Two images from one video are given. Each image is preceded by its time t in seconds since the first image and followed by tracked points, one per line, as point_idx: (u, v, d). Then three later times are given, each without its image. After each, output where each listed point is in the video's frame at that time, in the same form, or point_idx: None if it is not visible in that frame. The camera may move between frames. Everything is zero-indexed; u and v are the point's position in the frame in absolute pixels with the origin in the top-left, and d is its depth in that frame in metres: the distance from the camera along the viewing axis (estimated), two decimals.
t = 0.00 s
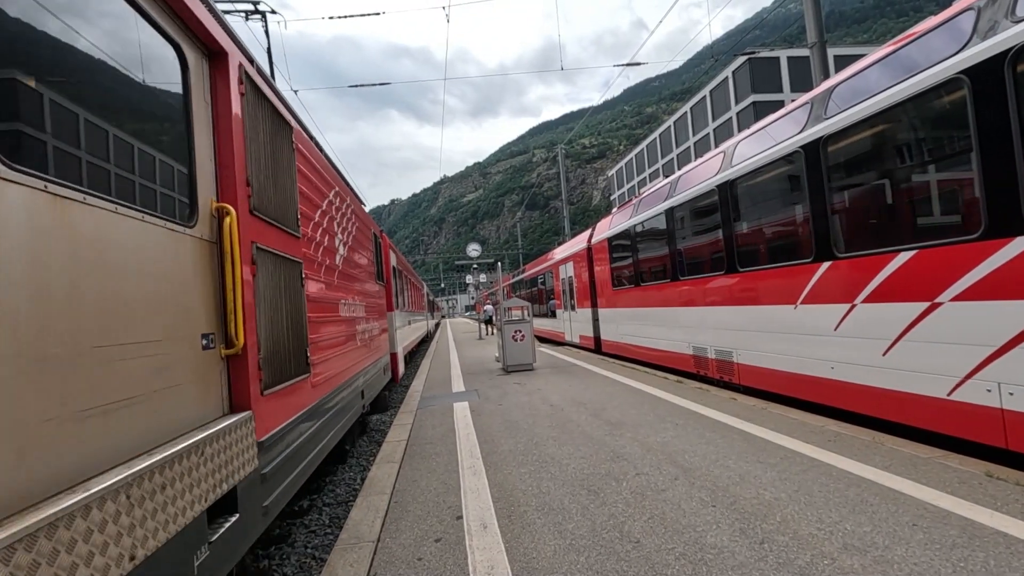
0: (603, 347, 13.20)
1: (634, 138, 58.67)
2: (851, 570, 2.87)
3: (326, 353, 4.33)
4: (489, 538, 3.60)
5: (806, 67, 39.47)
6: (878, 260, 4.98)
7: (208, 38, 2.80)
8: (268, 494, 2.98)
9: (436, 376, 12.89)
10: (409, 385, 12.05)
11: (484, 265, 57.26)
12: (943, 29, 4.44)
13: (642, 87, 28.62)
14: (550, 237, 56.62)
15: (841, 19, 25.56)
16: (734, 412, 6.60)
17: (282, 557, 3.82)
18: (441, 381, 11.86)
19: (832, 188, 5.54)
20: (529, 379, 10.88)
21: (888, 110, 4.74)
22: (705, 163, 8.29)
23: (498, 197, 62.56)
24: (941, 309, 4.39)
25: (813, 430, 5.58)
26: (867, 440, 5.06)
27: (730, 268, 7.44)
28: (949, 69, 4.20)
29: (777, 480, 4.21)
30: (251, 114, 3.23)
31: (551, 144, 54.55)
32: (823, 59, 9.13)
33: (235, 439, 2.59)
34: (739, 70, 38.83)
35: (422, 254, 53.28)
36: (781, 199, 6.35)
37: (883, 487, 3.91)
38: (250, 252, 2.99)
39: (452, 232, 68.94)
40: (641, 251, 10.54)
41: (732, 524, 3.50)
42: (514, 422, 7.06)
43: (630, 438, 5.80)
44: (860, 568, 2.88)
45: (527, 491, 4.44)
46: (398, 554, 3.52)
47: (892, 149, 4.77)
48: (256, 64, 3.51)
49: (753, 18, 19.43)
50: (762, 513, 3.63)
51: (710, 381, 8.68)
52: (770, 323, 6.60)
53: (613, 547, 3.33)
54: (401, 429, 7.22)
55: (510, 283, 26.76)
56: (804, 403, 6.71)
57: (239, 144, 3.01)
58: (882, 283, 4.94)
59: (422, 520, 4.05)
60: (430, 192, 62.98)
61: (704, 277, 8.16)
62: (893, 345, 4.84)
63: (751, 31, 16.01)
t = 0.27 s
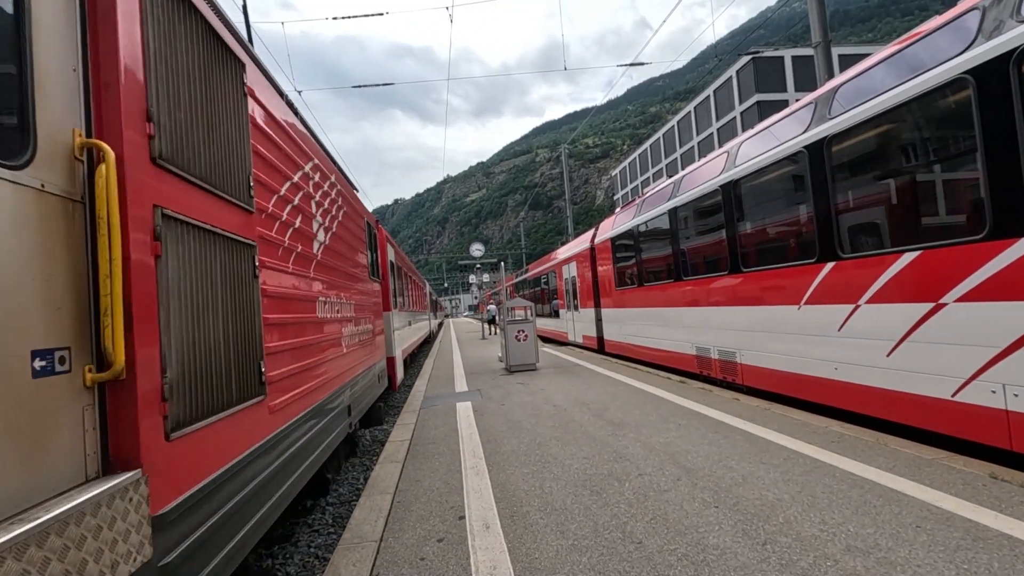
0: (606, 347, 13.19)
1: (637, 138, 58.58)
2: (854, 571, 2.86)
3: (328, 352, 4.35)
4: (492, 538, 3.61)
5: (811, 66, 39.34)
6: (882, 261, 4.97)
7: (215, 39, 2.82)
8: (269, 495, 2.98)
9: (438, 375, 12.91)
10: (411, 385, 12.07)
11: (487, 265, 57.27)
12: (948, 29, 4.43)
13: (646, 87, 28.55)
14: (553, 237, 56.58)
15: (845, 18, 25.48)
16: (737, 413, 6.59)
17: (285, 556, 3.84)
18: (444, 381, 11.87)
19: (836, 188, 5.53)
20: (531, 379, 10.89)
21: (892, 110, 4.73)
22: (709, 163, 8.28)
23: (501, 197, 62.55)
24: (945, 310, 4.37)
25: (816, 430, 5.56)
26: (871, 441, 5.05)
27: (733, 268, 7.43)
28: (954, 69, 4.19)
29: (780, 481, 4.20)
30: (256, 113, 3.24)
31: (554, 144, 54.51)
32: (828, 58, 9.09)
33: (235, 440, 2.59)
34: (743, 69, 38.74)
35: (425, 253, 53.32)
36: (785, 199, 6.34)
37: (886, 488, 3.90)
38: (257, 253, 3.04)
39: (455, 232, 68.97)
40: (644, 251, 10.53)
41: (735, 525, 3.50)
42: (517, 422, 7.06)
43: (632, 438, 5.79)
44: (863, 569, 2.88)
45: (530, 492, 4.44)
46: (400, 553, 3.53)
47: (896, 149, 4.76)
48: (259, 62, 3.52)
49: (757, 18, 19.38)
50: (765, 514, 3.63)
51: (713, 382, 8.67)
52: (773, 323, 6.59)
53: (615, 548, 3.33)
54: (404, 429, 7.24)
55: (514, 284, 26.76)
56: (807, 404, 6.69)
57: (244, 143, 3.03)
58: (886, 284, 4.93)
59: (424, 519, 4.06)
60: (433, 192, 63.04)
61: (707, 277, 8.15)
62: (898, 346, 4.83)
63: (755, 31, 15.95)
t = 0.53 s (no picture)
0: (610, 347, 13.18)
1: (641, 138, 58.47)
2: (857, 572, 2.86)
3: (332, 351, 4.34)
4: (495, 538, 3.61)
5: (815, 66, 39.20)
6: (887, 261, 4.95)
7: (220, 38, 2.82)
8: (273, 495, 2.97)
9: (442, 375, 12.94)
10: (415, 384, 12.09)
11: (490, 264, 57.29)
12: (955, 28, 4.41)
13: (650, 86, 28.51)
14: (556, 236, 56.56)
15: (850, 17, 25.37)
16: (740, 413, 6.58)
17: (290, 555, 3.86)
18: (447, 381, 11.89)
19: (841, 189, 5.51)
20: (534, 379, 10.89)
21: (898, 110, 4.71)
22: (713, 163, 8.27)
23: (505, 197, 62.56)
24: (950, 311, 4.35)
25: (821, 431, 5.55)
26: (875, 442, 5.03)
27: (737, 268, 7.41)
28: (960, 68, 4.17)
29: (783, 482, 4.19)
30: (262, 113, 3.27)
31: (558, 143, 54.48)
32: (833, 57, 9.06)
33: (243, 438, 2.59)
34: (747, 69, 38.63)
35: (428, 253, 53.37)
36: (789, 199, 6.32)
37: (891, 490, 3.89)
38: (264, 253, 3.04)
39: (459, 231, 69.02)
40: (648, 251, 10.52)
41: (738, 526, 3.50)
42: (520, 422, 7.06)
43: (635, 438, 5.79)
44: (866, 570, 2.87)
45: (533, 491, 4.45)
46: (404, 553, 3.54)
47: (902, 149, 4.74)
48: (263, 63, 3.53)
49: (762, 17, 19.34)
50: (768, 515, 3.62)
51: (717, 382, 8.65)
52: (777, 323, 6.57)
53: (618, 548, 3.33)
54: (407, 428, 7.26)
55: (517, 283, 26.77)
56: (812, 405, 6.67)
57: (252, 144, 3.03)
58: (891, 285, 4.90)
59: (428, 519, 4.07)
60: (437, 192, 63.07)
61: (711, 277, 8.14)
62: (903, 346, 4.81)
63: (760, 30, 15.88)
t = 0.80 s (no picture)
0: (613, 347, 13.17)
1: (645, 137, 58.37)
2: (861, 573, 2.85)
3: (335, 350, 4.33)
4: (498, 537, 3.62)
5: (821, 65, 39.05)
6: (893, 261, 4.93)
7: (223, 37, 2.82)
8: (277, 492, 3.00)
9: (445, 374, 12.94)
10: (419, 383, 12.11)
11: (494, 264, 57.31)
12: (962, 27, 4.38)
13: (654, 85, 28.45)
14: (560, 236, 56.52)
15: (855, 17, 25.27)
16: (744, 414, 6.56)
17: (294, 554, 3.87)
18: (451, 380, 11.90)
19: (846, 188, 5.49)
20: (538, 379, 10.88)
21: (904, 109, 4.69)
22: (717, 163, 8.25)
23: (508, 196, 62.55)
24: (956, 311, 4.33)
25: (825, 432, 5.53)
26: (880, 443, 5.01)
27: (741, 268, 7.39)
28: (966, 67, 4.15)
29: (787, 482, 4.18)
30: (268, 114, 3.29)
31: (561, 143, 54.44)
32: (838, 56, 9.02)
33: (249, 436, 2.60)
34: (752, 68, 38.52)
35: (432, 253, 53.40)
36: (794, 198, 6.30)
37: (896, 491, 3.87)
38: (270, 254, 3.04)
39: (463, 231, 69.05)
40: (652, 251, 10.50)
41: (742, 526, 3.49)
42: (524, 421, 7.06)
43: (639, 438, 5.78)
44: (870, 571, 2.86)
45: (536, 491, 4.44)
46: (407, 551, 3.55)
47: (908, 148, 4.72)
48: (268, 62, 3.54)
49: (766, 16, 19.28)
50: (772, 515, 3.61)
51: (721, 383, 8.64)
52: (782, 323, 6.55)
53: (621, 547, 3.33)
54: (411, 427, 7.27)
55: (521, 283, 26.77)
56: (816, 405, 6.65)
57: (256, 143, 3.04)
58: (897, 285, 4.88)
59: (431, 518, 4.08)
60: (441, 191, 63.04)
61: (715, 277, 8.11)
62: (908, 346, 4.79)
63: (764, 29, 15.83)
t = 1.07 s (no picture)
0: (621, 347, 13.14)
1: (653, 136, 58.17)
2: (871, 573, 2.84)
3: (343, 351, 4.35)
4: (506, 535, 3.63)
5: (831, 63, 38.75)
6: (903, 260, 4.89)
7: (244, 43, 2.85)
8: (285, 490, 3.01)
9: (453, 373, 12.96)
10: (426, 382, 12.14)
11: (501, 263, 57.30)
12: (974, 23, 4.34)
13: (662, 84, 28.35)
14: (567, 235, 56.46)
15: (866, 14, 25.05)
16: (753, 414, 6.52)
17: (303, 551, 3.91)
18: (458, 379, 11.92)
19: (856, 187, 5.45)
20: (545, 378, 10.88)
21: (916, 106, 4.64)
22: (726, 161, 8.20)
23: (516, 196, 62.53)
24: (967, 310, 4.29)
25: (834, 432, 5.49)
26: (890, 443, 4.98)
27: (750, 267, 7.35)
28: (979, 64, 4.11)
29: (796, 483, 4.16)
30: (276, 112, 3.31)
31: (569, 142, 54.36)
32: (848, 54, 8.94)
33: (253, 438, 2.60)
34: (761, 66, 38.29)
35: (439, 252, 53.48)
36: (803, 197, 6.26)
37: (906, 491, 3.84)
38: (277, 252, 3.06)
39: (470, 230, 69.10)
40: (660, 250, 10.47)
41: (750, 525, 3.48)
42: (531, 420, 7.06)
43: (646, 438, 5.77)
44: (880, 571, 2.85)
45: (544, 490, 4.45)
46: (415, 548, 3.57)
47: (919, 146, 4.68)
48: (278, 62, 3.57)
49: (776, 14, 19.16)
50: (780, 515, 3.60)
51: (729, 382, 8.60)
52: (790, 323, 6.51)
53: (629, 546, 3.33)
54: (418, 426, 7.29)
55: (528, 283, 26.77)
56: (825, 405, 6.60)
57: (263, 141, 3.06)
58: (907, 284, 4.84)
59: (439, 515, 4.09)
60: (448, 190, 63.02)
61: (724, 277, 8.07)
62: (919, 346, 4.74)
63: (774, 26, 15.72)
